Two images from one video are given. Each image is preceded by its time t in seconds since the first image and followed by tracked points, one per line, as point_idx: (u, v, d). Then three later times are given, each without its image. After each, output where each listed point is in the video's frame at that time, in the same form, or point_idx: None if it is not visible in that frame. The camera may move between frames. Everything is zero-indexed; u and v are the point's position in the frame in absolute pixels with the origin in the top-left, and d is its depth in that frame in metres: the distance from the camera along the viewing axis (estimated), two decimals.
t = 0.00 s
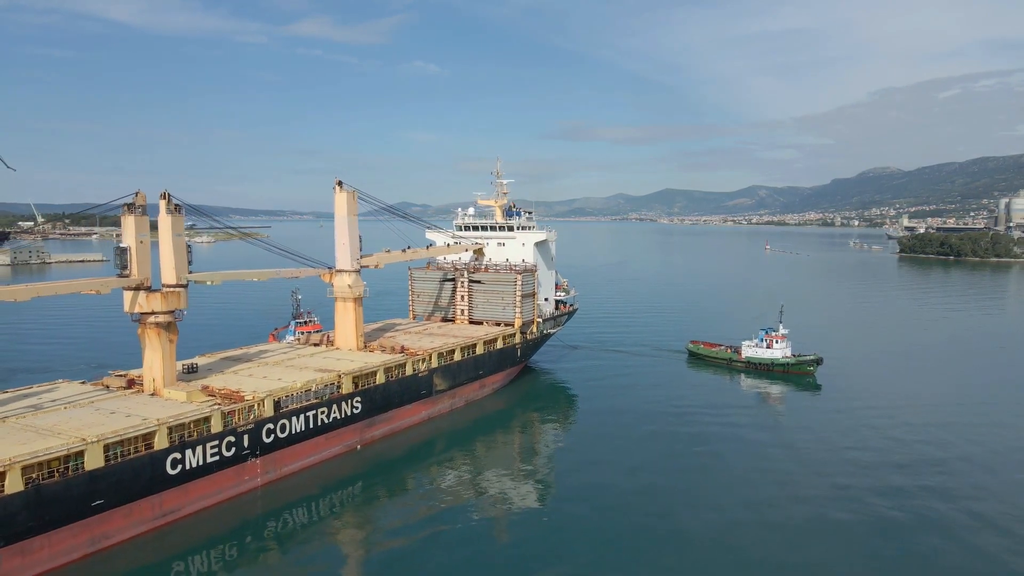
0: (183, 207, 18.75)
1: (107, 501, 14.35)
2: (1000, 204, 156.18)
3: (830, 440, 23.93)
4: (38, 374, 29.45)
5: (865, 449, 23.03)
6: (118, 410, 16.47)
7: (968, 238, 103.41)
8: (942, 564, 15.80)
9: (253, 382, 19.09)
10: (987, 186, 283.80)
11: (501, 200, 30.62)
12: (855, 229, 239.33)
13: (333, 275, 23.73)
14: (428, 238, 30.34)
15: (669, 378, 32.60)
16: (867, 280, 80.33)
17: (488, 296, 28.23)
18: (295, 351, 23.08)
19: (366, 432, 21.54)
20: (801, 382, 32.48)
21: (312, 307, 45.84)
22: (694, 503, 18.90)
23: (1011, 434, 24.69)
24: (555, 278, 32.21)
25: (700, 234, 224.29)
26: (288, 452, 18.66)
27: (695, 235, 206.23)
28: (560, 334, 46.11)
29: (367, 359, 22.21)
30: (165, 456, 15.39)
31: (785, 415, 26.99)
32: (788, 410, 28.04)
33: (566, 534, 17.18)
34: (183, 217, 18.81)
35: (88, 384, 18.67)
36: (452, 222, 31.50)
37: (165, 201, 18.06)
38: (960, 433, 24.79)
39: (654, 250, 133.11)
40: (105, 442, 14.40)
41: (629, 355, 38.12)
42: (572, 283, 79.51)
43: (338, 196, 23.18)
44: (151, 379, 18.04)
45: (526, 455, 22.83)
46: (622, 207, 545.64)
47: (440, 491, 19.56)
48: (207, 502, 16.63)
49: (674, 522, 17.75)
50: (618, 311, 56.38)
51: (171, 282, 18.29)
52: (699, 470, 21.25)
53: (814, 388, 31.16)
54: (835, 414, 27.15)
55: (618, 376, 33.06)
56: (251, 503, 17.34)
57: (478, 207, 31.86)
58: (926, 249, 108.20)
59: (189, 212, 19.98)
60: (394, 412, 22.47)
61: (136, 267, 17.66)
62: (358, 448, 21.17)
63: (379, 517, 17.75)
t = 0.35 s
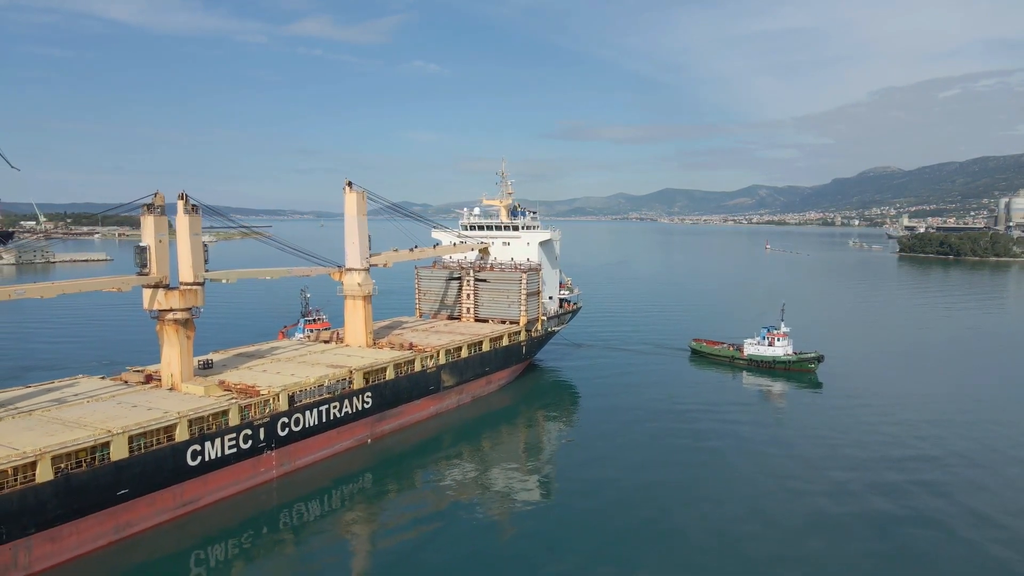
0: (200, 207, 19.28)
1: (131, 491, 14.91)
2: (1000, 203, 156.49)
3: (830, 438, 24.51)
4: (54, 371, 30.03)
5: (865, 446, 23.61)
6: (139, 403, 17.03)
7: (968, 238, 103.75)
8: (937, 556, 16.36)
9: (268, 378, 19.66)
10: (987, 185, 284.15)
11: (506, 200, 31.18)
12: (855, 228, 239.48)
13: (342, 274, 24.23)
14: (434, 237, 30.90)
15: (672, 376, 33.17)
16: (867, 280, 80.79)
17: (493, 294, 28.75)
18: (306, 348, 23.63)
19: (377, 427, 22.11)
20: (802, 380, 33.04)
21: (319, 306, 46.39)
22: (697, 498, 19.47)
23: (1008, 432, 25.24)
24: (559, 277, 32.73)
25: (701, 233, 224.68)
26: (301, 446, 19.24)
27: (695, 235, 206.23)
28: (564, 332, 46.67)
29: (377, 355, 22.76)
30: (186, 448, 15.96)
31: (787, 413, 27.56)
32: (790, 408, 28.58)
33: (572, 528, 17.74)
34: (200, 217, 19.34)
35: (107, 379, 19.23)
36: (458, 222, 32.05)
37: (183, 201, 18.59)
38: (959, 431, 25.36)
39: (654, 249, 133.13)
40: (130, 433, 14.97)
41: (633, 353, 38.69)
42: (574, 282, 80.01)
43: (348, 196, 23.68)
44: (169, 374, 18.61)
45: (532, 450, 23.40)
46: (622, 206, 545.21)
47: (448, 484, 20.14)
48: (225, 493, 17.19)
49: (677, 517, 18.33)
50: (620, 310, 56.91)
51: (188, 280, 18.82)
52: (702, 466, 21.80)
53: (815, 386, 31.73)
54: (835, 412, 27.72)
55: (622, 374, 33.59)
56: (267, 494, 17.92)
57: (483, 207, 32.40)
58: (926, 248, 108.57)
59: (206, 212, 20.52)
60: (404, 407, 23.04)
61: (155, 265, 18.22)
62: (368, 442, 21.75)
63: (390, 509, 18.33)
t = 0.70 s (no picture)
0: (217, 207, 19.82)
1: (155, 481, 15.47)
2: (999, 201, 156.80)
3: (831, 435, 25.08)
4: (70, 369, 30.67)
5: (866, 443, 24.19)
6: (159, 397, 17.58)
7: (968, 237, 104.14)
8: (935, 550, 16.85)
9: (282, 373, 20.20)
10: (988, 185, 284.45)
11: (512, 200, 31.73)
12: (855, 228, 239.59)
13: (352, 272, 24.75)
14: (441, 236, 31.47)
15: (676, 374, 33.74)
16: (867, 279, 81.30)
17: (499, 292, 29.27)
18: (317, 345, 24.16)
19: (387, 421, 22.67)
20: (804, 377, 33.61)
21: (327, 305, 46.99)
22: (702, 493, 20.00)
23: (1006, 429, 25.79)
24: (564, 276, 33.24)
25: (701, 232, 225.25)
26: (315, 439, 19.80)
27: (696, 234, 206.19)
28: (568, 330, 47.25)
29: (387, 352, 23.30)
30: (206, 440, 16.50)
31: (789, 410, 28.15)
32: (792, 405, 29.12)
33: (580, 520, 18.28)
34: (218, 217, 19.89)
35: (127, 375, 19.80)
36: (464, 221, 32.62)
37: (200, 202, 19.14)
38: (958, 428, 25.93)
39: (655, 248, 133.32)
40: (153, 426, 15.53)
41: (637, 351, 39.26)
42: (576, 281, 80.59)
43: (358, 197, 24.22)
44: (186, 369, 19.17)
45: (537, 447, 23.91)
46: (622, 205, 544.94)
47: (456, 479, 20.65)
48: (242, 485, 17.74)
49: (683, 511, 18.84)
50: (623, 309, 57.49)
51: (205, 278, 19.36)
52: (706, 462, 22.34)
53: (817, 383, 32.30)
54: (837, 410, 28.29)
55: (627, 372, 34.13)
56: (283, 485, 18.48)
57: (489, 206, 32.95)
58: (927, 247, 108.98)
59: (222, 213, 21.07)
60: (413, 403, 23.56)
61: (174, 264, 18.78)
62: (379, 436, 22.31)
63: (400, 502, 18.82)
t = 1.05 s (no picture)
0: (233, 207, 20.33)
1: (178, 472, 16.01)
2: (1000, 201, 157.14)
3: (834, 432, 25.64)
4: (87, 366, 31.30)
5: (867, 440, 24.74)
6: (180, 391, 18.13)
7: (968, 236, 104.57)
8: (934, 541, 17.36)
9: (297, 369, 20.74)
10: (988, 184, 284.72)
11: (518, 200, 32.27)
12: (855, 228, 239.86)
13: (363, 270, 25.24)
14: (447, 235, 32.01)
15: (681, 372, 34.33)
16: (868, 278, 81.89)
17: (506, 291, 29.79)
18: (328, 342, 24.69)
19: (398, 416, 23.20)
20: (807, 375, 34.17)
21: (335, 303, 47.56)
22: (707, 487, 20.54)
23: (1005, 426, 26.34)
24: (569, 275, 33.75)
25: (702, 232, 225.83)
26: (330, 432, 20.35)
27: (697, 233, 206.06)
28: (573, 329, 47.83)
29: (398, 349, 23.84)
30: (226, 433, 17.04)
31: (792, 408, 28.72)
32: (795, 402, 29.68)
33: (588, 512, 18.82)
34: (234, 216, 20.40)
35: (146, 370, 20.35)
36: (471, 221, 33.17)
37: (218, 202, 19.66)
38: (958, 425, 26.47)
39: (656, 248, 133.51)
40: (176, 419, 16.06)
41: (641, 349, 39.84)
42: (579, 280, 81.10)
43: (369, 196, 24.71)
44: (204, 365, 19.69)
45: (544, 442, 24.44)
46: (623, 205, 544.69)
47: (465, 473, 21.16)
48: (260, 477, 18.30)
49: (688, 504, 19.37)
50: (627, 308, 58.11)
51: (222, 276, 19.88)
52: (711, 458, 22.90)
53: (819, 381, 32.87)
54: (839, 407, 28.86)
55: (633, 370, 34.71)
56: (299, 478, 19.02)
57: (495, 206, 33.50)
58: (927, 246, 109.43)
59: (237, 213, 21.59)
60: (422, 398, 24.09)
61: (192, 262, 19.30)
62: (390, 431, 22.86)
63: (411, 495, 19.33)
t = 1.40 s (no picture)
0: (249, 207, 20.85)
1: (200, 464, 16.56)
2: (1000, 200, 157.56)
3: (837, 429, 26.21)
4: (102, 364, 31.85)
5: (869, 437, 25.31)
6: (200, 386, 18.67)
7: (968, 236, 105.12)
8: (933, 534, 17.91)
9: (311, 365, 21.28)
10: (988, 183, 285.01)
11: (524, 200, 32.79)
12: (855, 227, 240.19)
13: (373, 269, 25.75)
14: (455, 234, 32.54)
15: (685, 370, 34.88)
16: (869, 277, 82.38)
17: (512, 289, 30.31)
18: (340, 339, 25.21)
19: (409, 411, 23.75)
20: (810, 372, 34.76)
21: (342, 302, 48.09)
22: (712, 482, 21.09)
23: (1004, 423, 26.92)
24: (574, 274, 34.25)
25: (702, 230, 226.31)
26: (344, 427, 20.90)
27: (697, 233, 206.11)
28: (577, 327, 48.37)
29: (408, 346, 24.36)
30: (246, 426, 17.57)
31: (795, 405, 29.28)
32: (798, 400, 30.24)
33: (597, 507, 19.35)
34: (250, 216, 20.90)
35: (164, 366, 20.87)
36: (477, 220, 33.69)
37: (234, 202, 20.18)
38: (958, 422, 27.05)
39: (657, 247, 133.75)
40: (198, 412, 16.60)
41: (646, 348, 40.37)
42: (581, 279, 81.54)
43: (379, 197, 25.23)
44: (221, 361, 20.23)
45: (551, 438, 24.96)
46: (623, 204, 544.51)
47: (475, 467, 21.69)
48: (277, 469, 18.85)
49: (694, 499, 19.91)
50: (630, 307, 58.66)
51: (239, 275, 20.40)
52: (715, 454, 23.47)
53: (822, 378, 33.46)
54: (841, 405, 29.43)
55: (638, 368, 35.27)
56: (315, 470, 19.58)
57: (502, 206, 34.02)
58: (927, 246, 109.97)
59: (253, 213, 22.12)
60: (433, 394, 24.62)
61: (210, 261, 19.83)
62: (402, 426, 23.41)
63: (423, 489, 19.85)
